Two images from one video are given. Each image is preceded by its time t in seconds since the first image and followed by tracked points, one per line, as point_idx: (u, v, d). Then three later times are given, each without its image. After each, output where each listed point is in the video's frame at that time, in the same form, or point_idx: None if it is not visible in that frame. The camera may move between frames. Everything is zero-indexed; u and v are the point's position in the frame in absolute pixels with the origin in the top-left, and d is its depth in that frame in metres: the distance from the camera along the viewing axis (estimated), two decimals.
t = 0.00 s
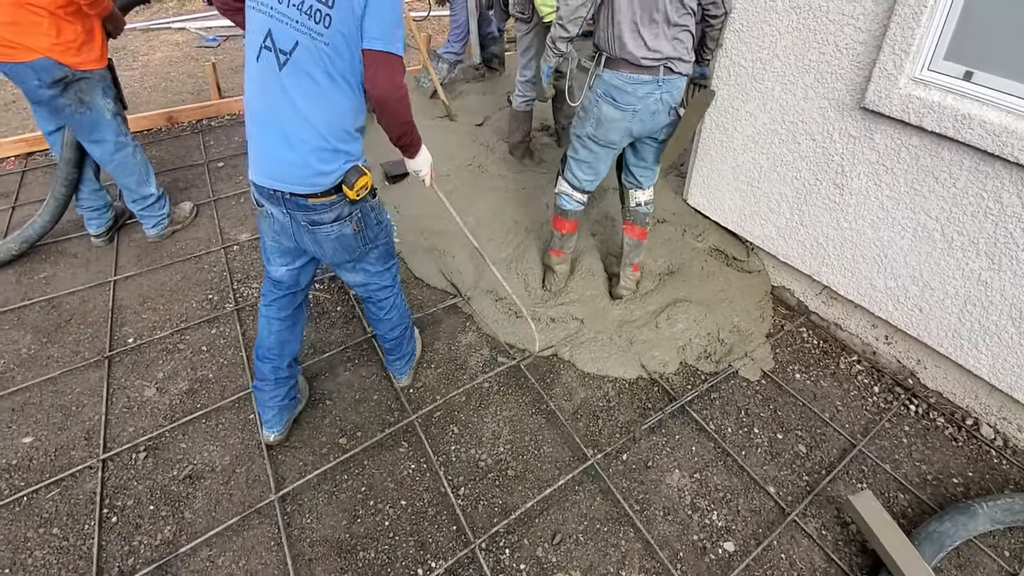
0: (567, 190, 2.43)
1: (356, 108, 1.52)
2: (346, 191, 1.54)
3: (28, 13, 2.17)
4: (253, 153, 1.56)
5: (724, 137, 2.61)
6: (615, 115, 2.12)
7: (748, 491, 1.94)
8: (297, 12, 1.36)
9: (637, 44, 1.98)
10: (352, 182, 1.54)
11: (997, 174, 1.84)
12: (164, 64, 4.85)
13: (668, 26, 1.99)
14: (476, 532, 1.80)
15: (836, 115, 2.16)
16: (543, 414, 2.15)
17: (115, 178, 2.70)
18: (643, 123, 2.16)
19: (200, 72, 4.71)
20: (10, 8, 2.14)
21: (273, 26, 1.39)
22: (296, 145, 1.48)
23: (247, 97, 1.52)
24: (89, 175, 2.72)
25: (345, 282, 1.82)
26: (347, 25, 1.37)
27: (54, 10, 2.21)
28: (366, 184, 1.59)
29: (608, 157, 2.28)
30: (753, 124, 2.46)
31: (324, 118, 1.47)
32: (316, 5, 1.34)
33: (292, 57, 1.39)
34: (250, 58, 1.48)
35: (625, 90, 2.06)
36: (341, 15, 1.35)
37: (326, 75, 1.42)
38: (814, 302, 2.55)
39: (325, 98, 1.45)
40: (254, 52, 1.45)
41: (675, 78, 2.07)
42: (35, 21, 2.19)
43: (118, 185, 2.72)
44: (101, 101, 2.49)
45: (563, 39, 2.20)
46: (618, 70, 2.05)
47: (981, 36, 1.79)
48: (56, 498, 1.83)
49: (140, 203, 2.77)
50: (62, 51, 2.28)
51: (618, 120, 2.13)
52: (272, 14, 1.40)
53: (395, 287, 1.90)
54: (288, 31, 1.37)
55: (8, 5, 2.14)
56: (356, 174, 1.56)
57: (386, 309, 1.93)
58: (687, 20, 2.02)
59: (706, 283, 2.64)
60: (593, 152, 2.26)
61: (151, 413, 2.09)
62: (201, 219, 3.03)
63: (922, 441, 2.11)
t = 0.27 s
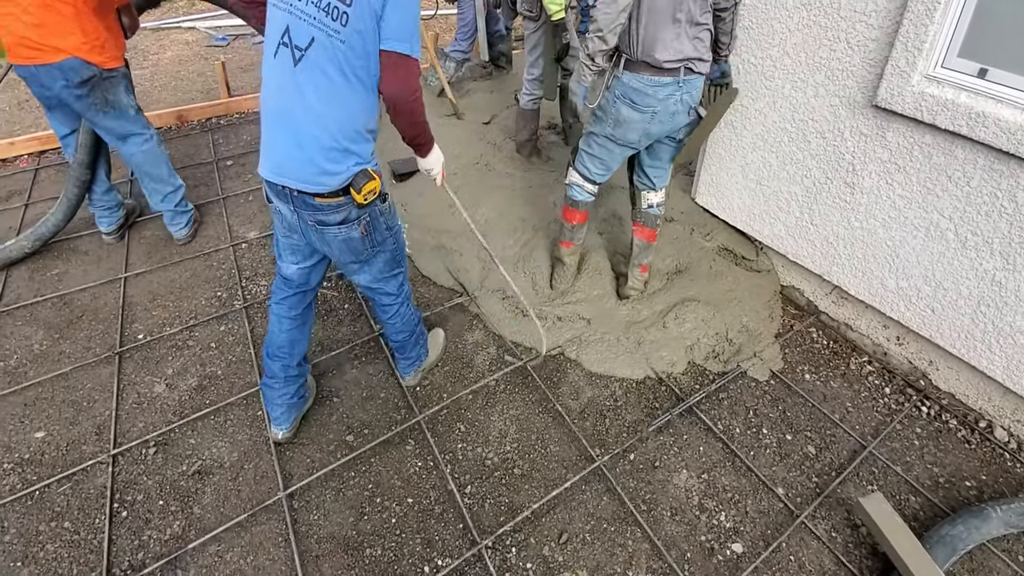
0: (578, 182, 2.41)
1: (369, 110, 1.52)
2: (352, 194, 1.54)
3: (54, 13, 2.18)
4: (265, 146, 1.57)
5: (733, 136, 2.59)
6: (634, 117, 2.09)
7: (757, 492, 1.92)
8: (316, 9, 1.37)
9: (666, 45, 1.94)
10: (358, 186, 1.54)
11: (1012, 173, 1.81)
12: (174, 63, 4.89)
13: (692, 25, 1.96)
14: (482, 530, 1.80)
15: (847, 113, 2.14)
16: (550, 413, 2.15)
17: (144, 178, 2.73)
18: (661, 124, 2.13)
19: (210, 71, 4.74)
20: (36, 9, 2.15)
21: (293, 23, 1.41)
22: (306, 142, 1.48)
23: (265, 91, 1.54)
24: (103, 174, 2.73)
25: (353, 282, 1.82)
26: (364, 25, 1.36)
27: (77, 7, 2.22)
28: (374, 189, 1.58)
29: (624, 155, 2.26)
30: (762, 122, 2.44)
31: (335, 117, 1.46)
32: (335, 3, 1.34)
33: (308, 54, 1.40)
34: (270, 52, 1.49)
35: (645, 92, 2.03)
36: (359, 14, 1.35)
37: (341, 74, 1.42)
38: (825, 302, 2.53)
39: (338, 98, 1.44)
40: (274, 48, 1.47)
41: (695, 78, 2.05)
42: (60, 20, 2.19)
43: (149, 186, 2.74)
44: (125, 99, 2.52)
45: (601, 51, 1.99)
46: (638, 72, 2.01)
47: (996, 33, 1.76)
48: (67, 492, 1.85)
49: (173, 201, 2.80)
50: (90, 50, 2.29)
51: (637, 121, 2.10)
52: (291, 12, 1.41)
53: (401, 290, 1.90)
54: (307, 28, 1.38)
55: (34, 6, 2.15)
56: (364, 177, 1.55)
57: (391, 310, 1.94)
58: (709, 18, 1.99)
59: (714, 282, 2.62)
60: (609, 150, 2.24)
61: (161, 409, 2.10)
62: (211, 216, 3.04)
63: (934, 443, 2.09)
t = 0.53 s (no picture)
0: (583, 184, 2.40)
1: (388, 114, 1.53)
2: (368, 194, 1.54)
3: (89, 6, 2.18)
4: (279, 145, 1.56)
5: (736, 135, 2.57)
6: (646, 124, 2.11)
7: (760, 493, 1.91)
8: (340, 10, 1.37)
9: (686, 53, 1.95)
10: (375, 186, 1.53)
11: (1018, 173, 1.79)
12: (178, 62, 4.90)
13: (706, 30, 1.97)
14: (483, 530, 1.80)
15: (852, 112, 2.13)
16: (551, 413, 2.14)
17: (150, 179, 2.71)
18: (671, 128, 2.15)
19: (213, 69, 4.75)
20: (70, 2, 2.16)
21: (315, 23, 1.41)
22: (324, 142, 1.48)
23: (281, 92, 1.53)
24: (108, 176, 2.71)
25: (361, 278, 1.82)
26: (389, 31, 1.39)
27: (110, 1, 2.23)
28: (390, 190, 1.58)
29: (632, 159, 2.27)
30: (767, 121, 2.43)
31: (354, 118, 1.46)
32: (360, 8, 1.36)
33: (330, 55, 1.40)
34: (289, 53, 1.49)
35: (657, 100, 2.04)
36: (385, 19, 1.37)
37: (363, 78, 1.43)
38: (829, 302, 2.52)
39: (359, 101, 1.45)
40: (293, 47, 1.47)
41: (704, 83, 2.06)
42: (94, 13, 2.20)
43: (153, 187, 2.72)
44: (147, 97, 2.55)
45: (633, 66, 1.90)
46: (651, 79, 2.02)
47: (1003, 31, 1.75)
48: (70, 490, 1.86)
49: (176, 203, 2.79)
50: (122, 45, 2.31)
51: (648, 129, 2.13)
52: (314, 12, 1.41)
53: (410, 288, 1.90)
54: (330, 30, 1.38)
55: None
56: (380, 178, 1.54)
57: (399, 308, 1.93)
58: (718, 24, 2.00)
59: (718, 282, 2.61)
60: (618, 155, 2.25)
61: (163, 407, 2.11)
62: (214, 215, 3.05)
63: (939, 445, 2.07)
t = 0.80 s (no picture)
0: (588, 169, 2.41)
1: (376, 114, 1.52)
2: (362, 194, 1.54)
3: (81, 8, 2.19)
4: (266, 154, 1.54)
5: (738, 133, 2.56)
6: (654, 128, 2.12)
7: (761, 493, 1.91)
8: (323, 15, 1.35)
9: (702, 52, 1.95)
10: (367, 184, 1.54)
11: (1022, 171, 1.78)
12: (180, 61, 4.91)
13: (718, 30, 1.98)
14: (483, 529, 1.80)
15: (854, 111, 2.12)
16: (552, 412, 2.14)
17: (150, 178, 2.71)
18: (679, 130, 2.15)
19: (215, 69, 4.76)
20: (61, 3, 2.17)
21: (297, 30, 1.39)
22: (314, 148, 1.47)
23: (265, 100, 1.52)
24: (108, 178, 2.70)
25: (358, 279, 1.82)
26: (373, 32, 1.39)
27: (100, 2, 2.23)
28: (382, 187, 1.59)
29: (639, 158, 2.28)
30: (768, 119, 2.42)
31: (344, 121, 1.46)
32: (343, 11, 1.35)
33: (316, 61, 1.39)
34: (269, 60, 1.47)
35: (667, 104, 2.05)
36: (369, 20, 1.37)
37: (349, 80, 1.42)
38: (831, 301, 2.51)
39: (347, 103, 1.45)
40: (275, 54, 1.45)
41: (714, 85, 2.07)
42: (86, 14, 2.21)
43: (153, 186, 2.72)
44: (142, 100, 2.53)
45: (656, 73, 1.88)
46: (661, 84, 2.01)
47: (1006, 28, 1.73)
48: (72, 488, 1.86)
49: (177, 203, 2.79)
50: (114, 46, 2.30)
51: (657, 132, 2.13)
52: (296, 18, 1.39)
53: (408, 285, 1.90)
54: (313, 36, 1.37)
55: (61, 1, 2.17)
56: (371, 176, 1.55)
57: (397, 306, 1.93)
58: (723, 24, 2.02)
59: (719, 282, 2.60)
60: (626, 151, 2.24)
61: (164, 406, 2.11)
62: (215, 214, 3.06)
63: (941, 445, 2.06)
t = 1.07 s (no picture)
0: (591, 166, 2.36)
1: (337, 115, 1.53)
2: (338, 194, 1.55)
3: (79, 12, 2.19)
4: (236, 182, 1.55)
5: (738, 133, 2.56)
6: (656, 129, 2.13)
7: (761, 492, 1.91)
8: (262, 36, 1.33)
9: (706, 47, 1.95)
10: (342, 183, 1.55)
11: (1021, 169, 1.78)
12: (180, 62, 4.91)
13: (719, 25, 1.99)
14: (483, 528, 1.80)
15: (854, 110, 2.12)
16: (552, 411, 2.14)
17: (150, 178, 2.71)
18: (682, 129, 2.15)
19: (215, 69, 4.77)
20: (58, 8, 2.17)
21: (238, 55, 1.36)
22: (284, 165, 1.49)
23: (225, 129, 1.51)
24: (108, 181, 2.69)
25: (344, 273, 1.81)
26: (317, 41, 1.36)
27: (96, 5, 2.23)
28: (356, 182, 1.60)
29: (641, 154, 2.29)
30: (768, 118, 2.42)
31: (308, 131, 1.49)
32: (280, 28, 1.31)
33: (267, 83, 1.38)
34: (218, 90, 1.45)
35: (669, 106, 2.05)
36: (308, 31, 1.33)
37: (303, 92, 1.42)
38: (831, 300, 2.51)
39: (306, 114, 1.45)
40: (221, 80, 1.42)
41: (717, 84, 2.06)
42: (82, 17, 2.21)
43: (153, 186, 2.73)
44: (141, 100, 2.54)
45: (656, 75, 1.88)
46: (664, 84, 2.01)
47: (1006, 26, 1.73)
48: (73, 488, 1.87)
49: (178, 203, 2.80)
50: (113, 49, 2.31)
51: (659, 133, 2.14)
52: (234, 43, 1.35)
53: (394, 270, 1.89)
54: (258, 60, 1.35)
55: (59, 7, 2.17)
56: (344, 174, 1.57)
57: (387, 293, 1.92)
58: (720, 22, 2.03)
59: (719, 281, 2.60)
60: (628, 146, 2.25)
61: (165, 406, 2.12)
62: (215, 214, 3.06)
63: (941, 444, 2.06)
